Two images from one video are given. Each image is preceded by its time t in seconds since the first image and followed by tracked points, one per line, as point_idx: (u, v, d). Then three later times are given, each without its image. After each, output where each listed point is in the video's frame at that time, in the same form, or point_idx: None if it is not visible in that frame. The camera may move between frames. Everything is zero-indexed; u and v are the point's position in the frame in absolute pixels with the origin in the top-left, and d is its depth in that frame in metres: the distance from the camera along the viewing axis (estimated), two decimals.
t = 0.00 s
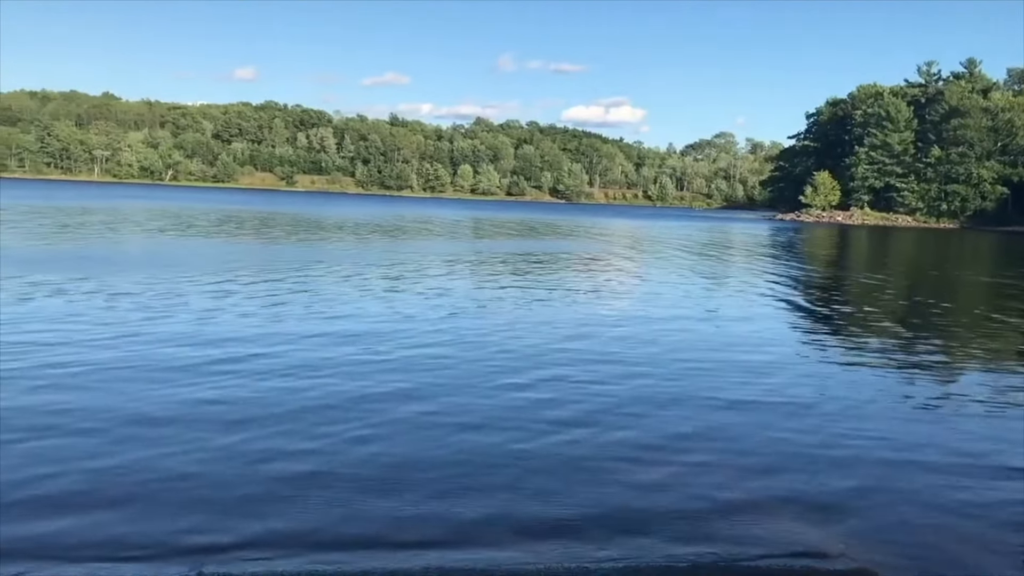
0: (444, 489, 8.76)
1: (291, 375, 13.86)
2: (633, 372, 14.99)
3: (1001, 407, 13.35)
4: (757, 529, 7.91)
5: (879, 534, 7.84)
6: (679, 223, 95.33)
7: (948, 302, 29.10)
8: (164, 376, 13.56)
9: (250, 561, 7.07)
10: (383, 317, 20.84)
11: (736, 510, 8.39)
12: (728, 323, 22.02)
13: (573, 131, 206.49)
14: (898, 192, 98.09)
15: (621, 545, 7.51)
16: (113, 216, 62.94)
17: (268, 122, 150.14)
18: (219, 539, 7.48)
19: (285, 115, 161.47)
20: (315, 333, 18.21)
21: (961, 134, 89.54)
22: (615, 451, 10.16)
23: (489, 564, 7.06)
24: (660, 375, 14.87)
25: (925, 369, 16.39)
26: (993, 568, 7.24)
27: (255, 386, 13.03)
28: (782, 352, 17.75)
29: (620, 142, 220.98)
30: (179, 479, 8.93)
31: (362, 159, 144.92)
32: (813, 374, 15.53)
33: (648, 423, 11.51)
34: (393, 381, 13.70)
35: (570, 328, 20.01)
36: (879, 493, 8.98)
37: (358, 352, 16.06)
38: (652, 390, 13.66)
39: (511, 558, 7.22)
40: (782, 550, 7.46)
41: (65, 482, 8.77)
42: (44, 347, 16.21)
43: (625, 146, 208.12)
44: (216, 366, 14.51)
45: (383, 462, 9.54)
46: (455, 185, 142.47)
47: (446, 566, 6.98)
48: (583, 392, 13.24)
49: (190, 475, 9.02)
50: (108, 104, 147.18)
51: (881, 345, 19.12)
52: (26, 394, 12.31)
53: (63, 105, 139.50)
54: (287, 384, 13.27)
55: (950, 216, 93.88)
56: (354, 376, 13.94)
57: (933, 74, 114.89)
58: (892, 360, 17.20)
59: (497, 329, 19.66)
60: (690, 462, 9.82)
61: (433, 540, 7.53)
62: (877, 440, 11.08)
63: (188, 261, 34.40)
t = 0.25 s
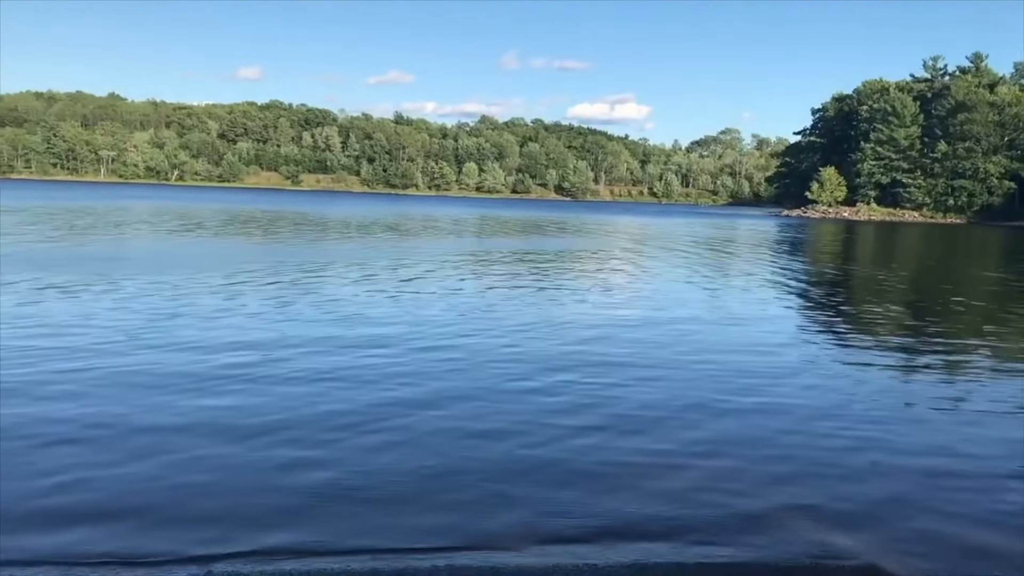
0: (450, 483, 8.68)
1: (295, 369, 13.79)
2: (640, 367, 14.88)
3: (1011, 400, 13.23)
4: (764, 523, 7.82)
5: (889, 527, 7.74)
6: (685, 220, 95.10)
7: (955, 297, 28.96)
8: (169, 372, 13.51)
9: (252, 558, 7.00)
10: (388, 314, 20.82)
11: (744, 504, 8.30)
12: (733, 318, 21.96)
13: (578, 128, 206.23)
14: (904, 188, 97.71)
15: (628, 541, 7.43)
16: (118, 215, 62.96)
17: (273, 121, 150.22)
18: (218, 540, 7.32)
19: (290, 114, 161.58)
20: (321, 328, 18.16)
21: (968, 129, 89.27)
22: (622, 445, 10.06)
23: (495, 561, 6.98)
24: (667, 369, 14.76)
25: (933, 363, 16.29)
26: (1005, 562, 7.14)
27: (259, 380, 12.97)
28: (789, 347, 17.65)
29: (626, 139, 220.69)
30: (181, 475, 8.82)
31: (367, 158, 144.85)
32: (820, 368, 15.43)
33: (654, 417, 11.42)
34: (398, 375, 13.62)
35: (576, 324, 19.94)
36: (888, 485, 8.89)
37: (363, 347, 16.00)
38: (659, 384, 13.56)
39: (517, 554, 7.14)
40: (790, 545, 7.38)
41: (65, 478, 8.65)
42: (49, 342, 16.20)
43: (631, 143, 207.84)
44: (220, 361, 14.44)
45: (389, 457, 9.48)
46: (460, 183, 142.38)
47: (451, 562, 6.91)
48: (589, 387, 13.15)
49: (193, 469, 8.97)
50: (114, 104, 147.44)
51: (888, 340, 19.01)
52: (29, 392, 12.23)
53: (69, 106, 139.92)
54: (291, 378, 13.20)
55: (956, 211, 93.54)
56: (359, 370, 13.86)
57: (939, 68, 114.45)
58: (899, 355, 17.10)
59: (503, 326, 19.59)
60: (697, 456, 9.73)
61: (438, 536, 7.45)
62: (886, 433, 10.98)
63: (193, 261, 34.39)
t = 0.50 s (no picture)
0: (459, 485, 8.71)
1: (302, 371, 13.83)
2: (647, 366, 14.91)
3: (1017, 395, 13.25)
4: (772, 522, 7.85)
5: (897, 524, 7.77)
6: (688, 215, 95.02)
7: (959, 289, 28.98)
8: (178, 375, 13.56)
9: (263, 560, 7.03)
10: (395, 313, 20.91)
11: (752, 502, 8.32)
12: (738, 314, 22.04)
13: (580, 124, 206.11)
14: (908, 180, 97.54)
15: (638, 539, 7.45)
16: (122, 216, 62.97)
17: (275, 121, 150.28)
18: (226, 542, 7.39)
19: (292, 113, 161.62)
20: (328, 329, 18.26)
21: (971, 120, 89.33)
22: (629, 445, 10.09)
23: (505, 559, 7.00)
24: (673, 368, 14.79)
25: (938, 358, 16.32)
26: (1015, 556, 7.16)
27: (267, 383, 13.01)
28: (794, 343, 17.68)
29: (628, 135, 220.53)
30: (189, 477, 8.93)
31: (370, 156, 144.71)
32: (825, 364, 15.47)
33: (661, 416, 11.44)
34: (405, 377, 13.67)
35: (582, 322, 20.01)
36: (895, 482, 8.90)
37: (369, 348, 16.05)
38: (665, 382, 13.58)
39: (528, 553, 7.17)
40: (799, 543, 7.39)
41: (73, 481, 8.77)
42: (58, 346, 16.32)
43: (633, 139, 207.67)
44: (227, 364, 14.50)
45: (397, 458, 9.52)
46: (463, 180, 142.34)
47: (461, 561, 6.93)
48: (596, 386, 13.18)
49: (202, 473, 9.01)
50: (116, 105, 147.61)
51: (893, 335, 19.05)
52: (38, 396, 12.37)
53: (72, 108, 140.45)
54: (299, 381, 13.25)
55: (960, 203, 93.45)
56: (367, 372, 13.90)
57: (941, 60, 114.33)
58: (905, 350, 17.13)
59: (509, 324, 19.65)
60: (704, 455, 9.75)
61: (447, 537, 7.48)
62: (894, 430, 11.00)
63: (198, 261, 34.44)
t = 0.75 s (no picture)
0: (475, 487, 8.71)
1: (316, 375, 13.88)
2: (659, 364, 14.91)
3: None
4: (789, 519, 7.85)
5: (914, 521, 7.75)
6: (696, 209, 94.68)
7: (970, 280, 28.95)
8: (192, 380, 13.60)
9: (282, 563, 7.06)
10: (405, 313, 21.00)
11: (768, 500, 8.31)
12: (748, 309, 22.06)
13: (585, 119, 205.65)
14: (916, 171, 97.10)
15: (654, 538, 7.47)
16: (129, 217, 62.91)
17: (281, 120, 150.29)
18: (242, 547, 7.41)
19: (297, 112, 161.62)
20: (340, 330, 18.32)
21: (979, 109, 89.37)
22: (643, 445, 10.10)
23: (523, 558, 7.01)
24: (686, 365, 14.78)
25: (950, 351, 16.30)
26: None
27: (281, 388, 13.04)
28: (806, 338, 17.68)
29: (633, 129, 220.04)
30: (201, 481, 9.00)
31: (375, 153, 144.19)
32: (838, 359, 15.46)
33: (675, 415, 11.45)
34: (418, 379, 13.69)
35: (592, 320, 20.05)
36: (912, 480, 8.88)
37: (381, 350, 16.09)
38: (677, 381, 13.58)
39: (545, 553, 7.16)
40: (817, 540, 7.38)
41: (87, 485, 8.87)
42: (73, 351, 16.44)
43: (639, 133, 207.15)
44: (241, 368, 14.55)
45: (412, 461, 9.54)
46: (470, 177, 142.20)
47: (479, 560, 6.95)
48: (609, 386, 13.17)
49: (218, 479, 9.05)
50: (123, 107, 147.80)
51: (905, 328, 19.04)
52: (51, 401, 12.49)
53: (78, 110, 140.91)
54: (312, 384, 13.30)
55: (969, 192, 93.17)
56: (380, 374, 13.94)
57: (947, 50, 113.95)
58: (916, 343, 17.12)
59: (519, 323, 19.70)
60: (719, 454, 9.74)
61: (464, 539, 7.49)
62: (908, 426, 10.98)
63: (206, 261, 34.43)
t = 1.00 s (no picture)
0: (498, 484, 8.86)
1: (339, 378, 14.07)
2: (678, 363, 14.99)
3: None
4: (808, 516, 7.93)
5: (932, 516, 7.83)
6: (715, 207, 94.39)
7: (993, 276, 28.85)
8: (217, 383, 13.82)
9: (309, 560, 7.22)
10: (426, 313, 21.21)
11: (788, 497, 8.39)
12: (768, 306, 22.11)
13: (605, 118, 205.38)
14: (938, 167, 96.35)
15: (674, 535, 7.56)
16: (152, 219, 63.56)
17: (301, 121, 151.08)
18: (271, 543, 7.58)
19: (317, 113, 162.43)
20: (362, 331, 18.53)
21: (1002, 104, 88.99)
22: (663, 443, 10.20)
23: (545, 556, 7.14)
24: (705, 364, 14.85)
25: (972, 346, 16.30)
26: None
27: (305, 390, 13.26)
28: (826, 335, 17.72)
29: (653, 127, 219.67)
30: (230, 480, 9.20)
31: (395, 153, 144.57)
32: (859, 355, 15.48)
33: (694, 414, 11.53)
34: (440, 379, 13.84)
35: (612, 319, 20.16)
36: (931, 475, 8.94)
37: (403, 352, 16.26)
38: (697, 379, 13.64)
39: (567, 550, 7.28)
40: (835, 535, 7.47)
41: (126, 484, 9.12)
42: (101, 353, 16.74)
43: (658, 131, 206.67)
44: (266, 370, 14.77)
45: (435, 459, 9.69)
46: (489, 176, 142.43)
47: (503, 557, 7.09)
48: (628, 384, 13.28)
49: (245, 477, 9.24)
50: (145, 109, 149.09)
51: (926, 323, 19.03)
52: (86, 403, 12.79)
53: (101, 112, 142.32)
54: (335, 386, 13.48)
55: (992, 188, 92.50)
56: (403, 375, 14.11)
57: (970, 45, 113.13)
58: (938, 338, 17.11)
59: (539, 323, 19.84)
60: (739, 451, 9.84)
61: (487, 536, 7.63)
62: (930, 422, 11.00)
63: (228, 262, 34.86)
